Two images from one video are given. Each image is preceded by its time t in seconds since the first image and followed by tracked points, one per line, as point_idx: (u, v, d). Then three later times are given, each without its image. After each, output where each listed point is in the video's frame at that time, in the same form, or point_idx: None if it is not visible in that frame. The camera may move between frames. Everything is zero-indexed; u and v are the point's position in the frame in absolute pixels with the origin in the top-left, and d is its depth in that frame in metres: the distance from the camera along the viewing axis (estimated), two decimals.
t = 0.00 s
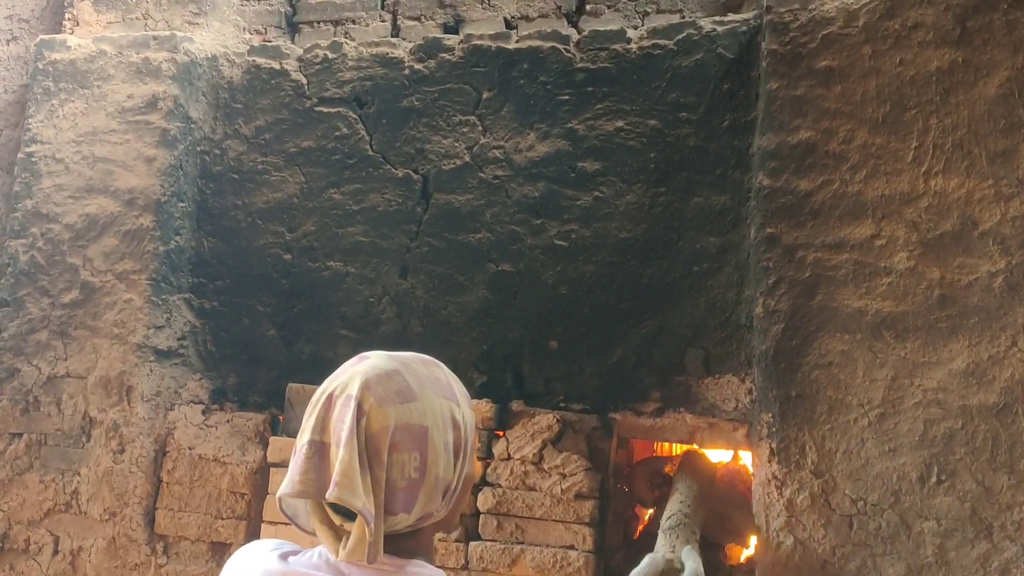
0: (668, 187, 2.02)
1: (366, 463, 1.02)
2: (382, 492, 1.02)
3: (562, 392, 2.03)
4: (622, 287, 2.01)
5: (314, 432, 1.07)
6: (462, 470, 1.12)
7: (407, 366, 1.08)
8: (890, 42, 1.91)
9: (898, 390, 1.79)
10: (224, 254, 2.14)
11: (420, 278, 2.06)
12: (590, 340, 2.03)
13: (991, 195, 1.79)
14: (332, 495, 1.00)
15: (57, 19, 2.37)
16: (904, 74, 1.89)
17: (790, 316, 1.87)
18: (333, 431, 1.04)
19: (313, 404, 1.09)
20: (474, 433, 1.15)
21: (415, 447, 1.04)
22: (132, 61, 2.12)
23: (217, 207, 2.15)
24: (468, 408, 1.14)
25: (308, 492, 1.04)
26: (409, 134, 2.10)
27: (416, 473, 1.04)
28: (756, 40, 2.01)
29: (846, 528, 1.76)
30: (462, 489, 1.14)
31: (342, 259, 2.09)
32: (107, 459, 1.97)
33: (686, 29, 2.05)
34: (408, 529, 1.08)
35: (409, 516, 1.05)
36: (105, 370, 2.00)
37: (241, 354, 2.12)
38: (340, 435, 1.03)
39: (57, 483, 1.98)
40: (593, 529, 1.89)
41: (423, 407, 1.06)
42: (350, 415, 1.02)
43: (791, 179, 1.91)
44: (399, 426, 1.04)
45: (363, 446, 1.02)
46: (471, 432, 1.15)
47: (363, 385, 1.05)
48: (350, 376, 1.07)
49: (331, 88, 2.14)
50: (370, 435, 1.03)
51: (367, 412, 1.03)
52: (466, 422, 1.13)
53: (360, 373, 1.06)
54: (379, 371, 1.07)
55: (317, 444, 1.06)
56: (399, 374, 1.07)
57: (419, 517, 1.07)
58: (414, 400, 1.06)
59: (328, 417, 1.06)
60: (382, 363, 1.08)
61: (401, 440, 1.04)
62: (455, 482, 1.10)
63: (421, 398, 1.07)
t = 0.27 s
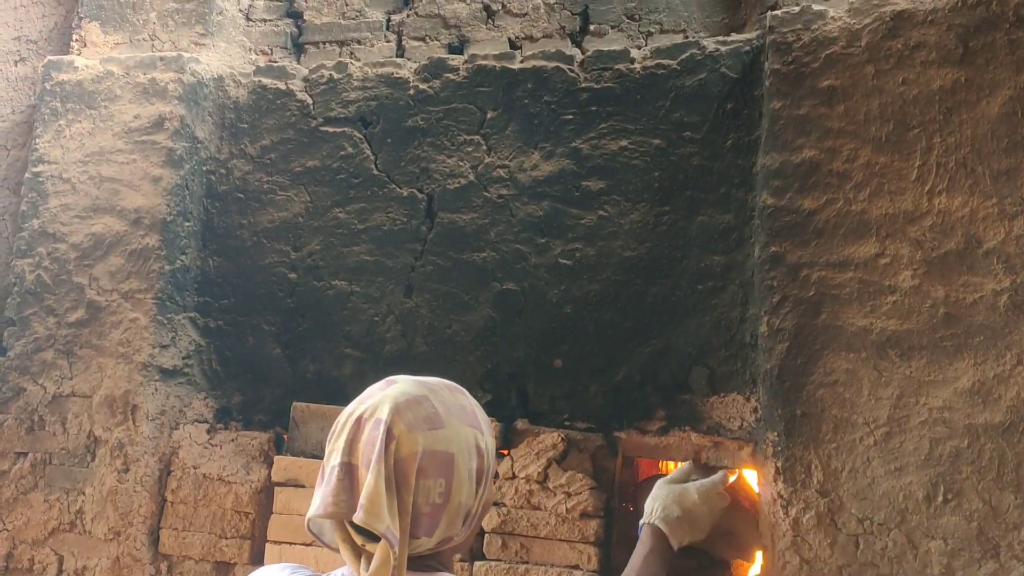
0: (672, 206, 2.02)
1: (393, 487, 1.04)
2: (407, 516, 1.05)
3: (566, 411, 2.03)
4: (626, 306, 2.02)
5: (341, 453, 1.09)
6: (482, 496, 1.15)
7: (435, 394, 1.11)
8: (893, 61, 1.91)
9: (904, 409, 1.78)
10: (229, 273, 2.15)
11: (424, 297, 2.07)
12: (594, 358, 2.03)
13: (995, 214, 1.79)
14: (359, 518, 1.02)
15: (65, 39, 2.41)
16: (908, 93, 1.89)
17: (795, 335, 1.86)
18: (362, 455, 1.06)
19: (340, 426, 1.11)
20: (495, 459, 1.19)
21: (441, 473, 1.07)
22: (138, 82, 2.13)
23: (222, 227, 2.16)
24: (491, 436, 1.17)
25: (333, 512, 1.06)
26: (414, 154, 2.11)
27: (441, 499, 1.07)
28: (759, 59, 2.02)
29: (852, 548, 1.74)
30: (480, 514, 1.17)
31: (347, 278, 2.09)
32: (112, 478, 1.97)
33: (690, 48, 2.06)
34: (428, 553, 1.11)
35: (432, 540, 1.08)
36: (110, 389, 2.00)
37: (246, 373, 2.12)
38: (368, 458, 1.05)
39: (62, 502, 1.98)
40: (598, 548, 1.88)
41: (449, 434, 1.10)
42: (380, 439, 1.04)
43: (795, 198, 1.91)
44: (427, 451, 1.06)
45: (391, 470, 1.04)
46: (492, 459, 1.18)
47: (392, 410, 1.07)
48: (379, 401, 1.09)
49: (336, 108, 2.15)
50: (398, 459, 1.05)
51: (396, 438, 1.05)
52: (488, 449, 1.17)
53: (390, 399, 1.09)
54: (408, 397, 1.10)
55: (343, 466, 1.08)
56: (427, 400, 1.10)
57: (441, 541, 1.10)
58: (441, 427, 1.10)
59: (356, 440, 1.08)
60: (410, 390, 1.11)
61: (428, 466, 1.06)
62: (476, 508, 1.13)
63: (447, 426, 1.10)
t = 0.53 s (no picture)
0: (677, 222, 2.02)
1: (390, 493, 1.07)
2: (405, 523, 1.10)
3: (572, 427, 2.03)
4: (631, 321, 2.02)
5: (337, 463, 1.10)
6: (478, 505, 1.22)
7: (429, 404, 1.16)
8: (897, 77, 1.91)
9: (910, 425, 1.76)
10: (235, 289, 2.15)
11: (430, 312, 2.07)
12: (599, 374, 2.03)
13: (1000, 230, 1.79)
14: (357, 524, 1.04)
15: (73, 56, 2.46)
16: (912, 109, 1.89)
17: (801, 350, 1.86)
18: (358, 462, 1.08)
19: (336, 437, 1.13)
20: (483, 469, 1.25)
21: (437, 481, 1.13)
22: (146, 98, 2.15)
23: (228, 242, 2.17)
24: (484, 447, 1.24)
25: (330, 521, 1.07)
26: (419, 169, 2.12)
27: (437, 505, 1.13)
28: (763, 75, 2.03)
29: (859, 565, 1.73)
30: (479, 525, 1.26)
31: (353, 293, 2.10)
32: (117, 493, 1.96)
33: (694, 64, 2.06)
34: (429, 560, 1.18)
35: (431, 546, 1.14)
36: (116, 404, 2.00)
37: (251, 388, 2.13)
38: (365, 465, 1.07)
39: (68, 517, 1.98)
40: (604, 565, 1.86)
41: (444, 442, 1.15)
42: (377, 446, 1.08)
43: (800, 213, 1.91)
44: (423, 459, 1.11)
45: (389, 477, 1.08)
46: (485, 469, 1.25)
47: (388, 419, 1.11)
48: (375, 410, 1.13)
49: (342, 124, 2.16)
50: (395, 467, 1.09)
51: (393, 445, 1.09)
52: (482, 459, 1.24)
53: (386, 407, 1.13)
54: (404, 406, 1.14)
55: (339, 475, 1.09)
56: (422, 410, 1.16)
57: (440, 547, 1.17)
58: (437, 436, 1.15)
59: (352, 449, 1.10)
60: (405, 400, 1.15)
61: (424, 474, 1.11)
62: (473, 515, 1.20)
63: (442, 434, 1.16)
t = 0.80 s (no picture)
0: (683, 238, 2.03)
1: (411, 499, 1.10)
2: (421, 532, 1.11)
3: (578, 443, 2.02)
4: (638, 338, 2.02)
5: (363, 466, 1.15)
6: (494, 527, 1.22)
7: (456, 419, 1.20)
8: (903, 94, 1.91)
9: (919, 442, 1.75)
10: (242, 305, 2.16)
11: (436, 328, 2.07)
12: (606, 390, 2.02)
13: (1008, 246, 1.78)
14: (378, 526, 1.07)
15: (82, 74, 2.48)
16: (918, 125, 1.89)
17: (808, 366, 1.85)
18: (382, 466, 1.13)
19: (365, 442, 1.18)
20: (507, 492, 1.26)
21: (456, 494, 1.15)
22: (155, 115, 2.16)
23: (236, 259, 2.18)
24: (506, 468, 1.26)
25: (351, 521, 1.10)
26: (426, 185, 2.13)
27: (454, 518, 1.14)
28: (769, 92, 2.03)
29: None
30: (493, 549, 1.24)
31: (359, 309, 2.10)
32: (124, 510, 1.95)
33: (700, 81, 2.07)
34: None
35: (443, 561, 1.15)
36: (124, 420, 2.00)
37: (258, 405, 2.13)
38: (389, 468, 1.11)
39: (74, 534, 1.97)
40: None
41: (468, 456, 1.18)
42: (402, 451, 1.12)
43: (807, 230, 1.91)
44: (445, 469, 1.14)
45: (410, 483, 1.11)
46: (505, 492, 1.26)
47: (415, 426, 1.15)
48: (404, 418, 1.17)
49: (350, 140, 2.17)
50: (417, 474, 1.12)
51: (417, 451, 1.13)
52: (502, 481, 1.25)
53: (415, 417, 1.17)
54: (432, 417, 1.19)
55: (365, 478, 1.14)
56: (450, 423, 1.19)
57: (452, 564, 1.16)
58: (461, 449, 1.18)
59: (379, 454, 1.15)
60: (434, 412, 1.20)
61: (445, 484, 1.14)
62: (488, 537, 1.20)
63: (466, 449, 1.19)
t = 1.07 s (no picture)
0: (689, 255, 2.02)
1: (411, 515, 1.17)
2: (420, 548, 1.17)
3: (585, 460, 2.02)
4: (644, 355, 2.01)
5: (366, 482, 1.22)
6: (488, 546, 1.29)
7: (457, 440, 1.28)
8: (908, 111, 1.91)
9: (926, 460, 1.74)
10: (249, 322, 2.16)
11: (442, 345, 2.08)
12: (612, 407, 2.02)
13: (1015, 263, 1.76)
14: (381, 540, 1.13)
15: (91, 92, 2.50)
16: (924, 143, 1.88)
17: (814, 385, 1.85)
18: (383, 482, 1.20)
19: (368, 459, 1.25)
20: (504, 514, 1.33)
21: (454, 511, 1.22)
22: (163, 133, 2.17)
23: (242, 275, 2.18)
24: (502, 489, 1.33)
25: (353, 534, 1.17)
26: (432, 202, 2.14)
27: (452, 535, 1.21)
28: (775, 109, 2.03)
29: None
30: (488, 568, 1.30)
31: (365, 326, 2.10)
32: (130, 527, 1.95)
33: (705, 98, 2.07)
34: None
35: None
36: (130, 437, 2.00)
37: (264, 422, 2.13)
38: (392, 485, 1.18)
39: (80, 551, 1.97)
40: None
41: (467, 475, 1.25)
42: (404, 468, 1.19)
43: (812, 247, 1.91)
44: (445, 487, 1.21)
45: (412, 499, 1.18)
46: (501, 513, 1.33)
47: (418, 445, 1.22)
48: (406, 437, 1.25)
49: (356, 158, 2.18)
50: (419, 491, 1.19)
51: (420, 469, 1.20)
52: (499, 501, 1.32)
53: (418, 436, 1.25)
54: (434, 437, 1.26)
55: (368, 494, 1.20)
56: (450, 443, 1.27)
57: None
58: (461, 468, 1.25)
59: (382, 470, 1.22)
60: (437, 433, 1.28)
61: (444, 501, 1.21)
62: (482, 555, 1.27)
63: (466, 469, 1.26)
